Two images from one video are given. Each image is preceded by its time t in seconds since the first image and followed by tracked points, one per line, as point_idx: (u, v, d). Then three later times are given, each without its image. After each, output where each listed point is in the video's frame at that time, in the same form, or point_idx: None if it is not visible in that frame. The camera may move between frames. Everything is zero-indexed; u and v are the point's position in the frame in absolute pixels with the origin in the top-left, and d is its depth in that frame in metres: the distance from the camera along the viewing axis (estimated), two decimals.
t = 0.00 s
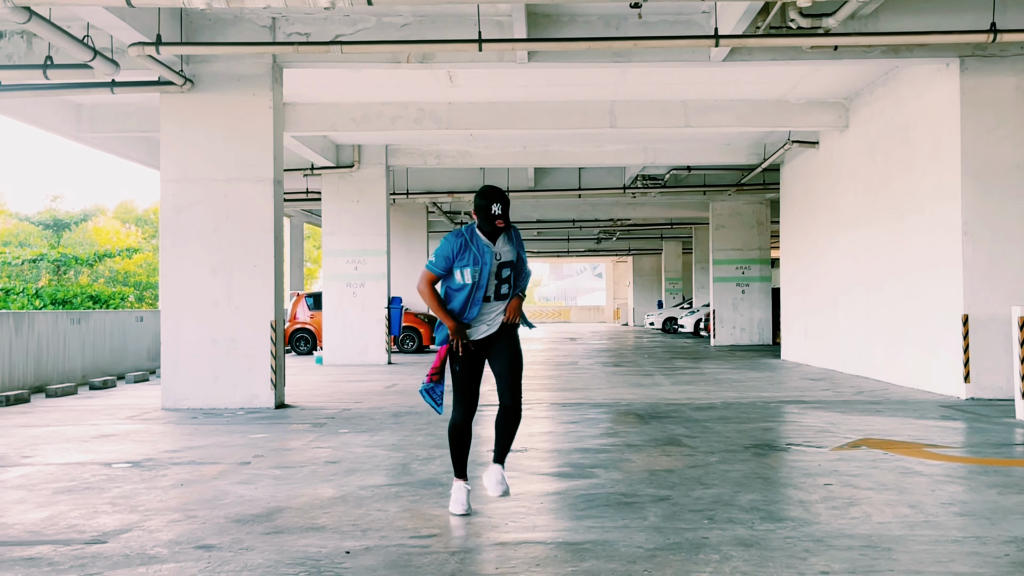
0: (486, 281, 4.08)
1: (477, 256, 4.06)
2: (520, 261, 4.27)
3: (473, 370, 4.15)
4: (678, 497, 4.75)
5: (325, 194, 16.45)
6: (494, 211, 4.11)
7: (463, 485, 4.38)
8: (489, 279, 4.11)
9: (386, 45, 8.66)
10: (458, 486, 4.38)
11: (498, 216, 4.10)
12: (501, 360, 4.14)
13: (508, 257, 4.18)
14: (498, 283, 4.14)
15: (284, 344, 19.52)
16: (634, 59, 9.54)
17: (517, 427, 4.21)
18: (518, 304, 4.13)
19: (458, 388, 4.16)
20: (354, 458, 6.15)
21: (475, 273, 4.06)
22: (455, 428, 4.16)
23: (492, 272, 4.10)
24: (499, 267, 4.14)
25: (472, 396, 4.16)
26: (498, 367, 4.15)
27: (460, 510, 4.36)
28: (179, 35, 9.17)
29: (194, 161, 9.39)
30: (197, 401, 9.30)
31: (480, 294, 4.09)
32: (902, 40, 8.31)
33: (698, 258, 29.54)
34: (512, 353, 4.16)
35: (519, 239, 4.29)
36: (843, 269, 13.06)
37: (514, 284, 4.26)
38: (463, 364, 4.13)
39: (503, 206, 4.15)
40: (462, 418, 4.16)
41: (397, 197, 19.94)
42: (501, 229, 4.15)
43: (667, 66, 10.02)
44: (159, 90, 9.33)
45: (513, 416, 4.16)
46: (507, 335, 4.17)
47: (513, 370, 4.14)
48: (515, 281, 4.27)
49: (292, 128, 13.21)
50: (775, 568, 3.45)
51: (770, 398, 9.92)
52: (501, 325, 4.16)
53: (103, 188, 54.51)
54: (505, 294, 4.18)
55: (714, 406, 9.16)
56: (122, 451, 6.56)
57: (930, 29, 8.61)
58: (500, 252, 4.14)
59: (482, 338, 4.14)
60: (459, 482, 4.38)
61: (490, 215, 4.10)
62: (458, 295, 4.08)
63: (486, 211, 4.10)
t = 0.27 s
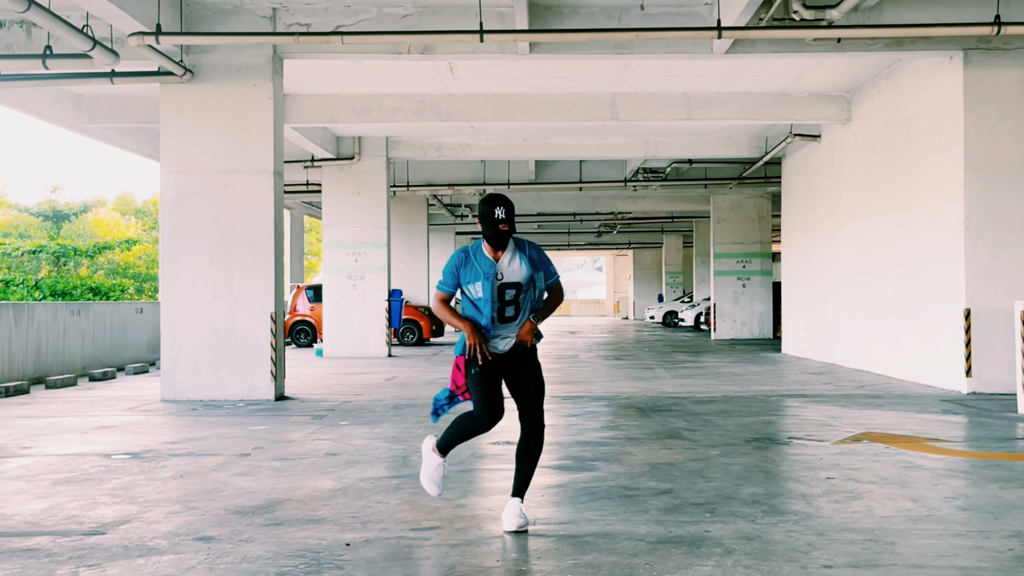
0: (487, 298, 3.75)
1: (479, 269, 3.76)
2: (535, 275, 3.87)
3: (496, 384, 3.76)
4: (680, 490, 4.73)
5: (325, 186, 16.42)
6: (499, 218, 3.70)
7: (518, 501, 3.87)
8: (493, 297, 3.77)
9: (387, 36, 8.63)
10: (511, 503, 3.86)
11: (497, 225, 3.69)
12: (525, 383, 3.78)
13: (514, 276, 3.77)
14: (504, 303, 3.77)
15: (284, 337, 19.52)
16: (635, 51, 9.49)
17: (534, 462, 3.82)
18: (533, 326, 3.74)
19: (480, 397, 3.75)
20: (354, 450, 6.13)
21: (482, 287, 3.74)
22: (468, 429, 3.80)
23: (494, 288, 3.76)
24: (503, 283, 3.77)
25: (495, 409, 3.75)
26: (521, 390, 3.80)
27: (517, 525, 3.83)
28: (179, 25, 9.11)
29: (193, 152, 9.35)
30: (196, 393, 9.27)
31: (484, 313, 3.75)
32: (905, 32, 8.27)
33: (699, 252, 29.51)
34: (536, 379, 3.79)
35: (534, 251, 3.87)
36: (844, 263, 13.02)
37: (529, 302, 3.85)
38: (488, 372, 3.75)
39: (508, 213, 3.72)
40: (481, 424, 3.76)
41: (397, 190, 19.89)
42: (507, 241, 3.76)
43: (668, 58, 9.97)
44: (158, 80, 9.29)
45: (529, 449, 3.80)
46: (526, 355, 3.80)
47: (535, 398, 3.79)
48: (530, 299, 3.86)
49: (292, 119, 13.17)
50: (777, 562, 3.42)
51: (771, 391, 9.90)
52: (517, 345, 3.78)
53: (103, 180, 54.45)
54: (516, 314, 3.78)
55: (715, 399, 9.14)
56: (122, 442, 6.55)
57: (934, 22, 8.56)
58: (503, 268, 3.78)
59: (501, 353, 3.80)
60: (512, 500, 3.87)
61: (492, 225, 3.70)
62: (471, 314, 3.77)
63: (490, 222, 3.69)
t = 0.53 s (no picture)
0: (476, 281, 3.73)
1: (472, 252, 3.75)
2: (529, 266, 3.74)
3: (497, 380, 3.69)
4: (683, 486, 4.69)
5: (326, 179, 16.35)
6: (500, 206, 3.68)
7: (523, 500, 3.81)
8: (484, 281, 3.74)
9: (388, 27, 8.55)
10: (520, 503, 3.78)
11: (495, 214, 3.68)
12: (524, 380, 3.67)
13: (503, 262, 3.73)
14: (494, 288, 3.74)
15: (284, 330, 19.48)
16: (638, 43, 9.41)
17: (531, 464, 3.78)
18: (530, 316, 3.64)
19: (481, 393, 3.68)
20: (354, 444, 6.09)
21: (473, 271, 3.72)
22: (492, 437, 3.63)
23: (483, 273, 3.74)
24: (493, 269, 3.74)
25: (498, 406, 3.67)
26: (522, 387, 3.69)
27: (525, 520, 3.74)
28: (179, 15, 9.04)
29: (193, 143, 9.29)
30: (196, 386, 9.23)
31: (474, 298, 3.75)
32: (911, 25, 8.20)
33: (700, 247, 29.45)
34: (535, 374, 3.67)
35: (532, 242, 3.76)
36: (847, 258, 12.96)
37: (524, 293, 3.73)
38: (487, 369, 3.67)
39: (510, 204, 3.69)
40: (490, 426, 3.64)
41: (397, 183, 19.83)
42: (504, 228, 3.73)
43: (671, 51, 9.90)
44: (158, 71, 9.22)
45: (530, 446, 3.75)
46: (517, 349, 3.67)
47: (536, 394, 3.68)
48: (524, 291, 3.72)
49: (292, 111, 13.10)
50: (782, 560, 3.38)
51: (773, 386, 9.86)
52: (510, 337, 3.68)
53: (104, 172, 54.41)
54: (507, 300, 3.75)
55: (717, 394, 9.09)
56: (120, 435, 6.51)
57: (939, 15, 8.49)
58: (494, 253, 3.74)
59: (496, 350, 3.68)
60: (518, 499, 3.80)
61: (493, 214, 3.69)
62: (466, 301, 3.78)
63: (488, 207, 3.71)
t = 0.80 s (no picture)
0: (476, 289, 3.76)
1: (471, 256, 3.77)
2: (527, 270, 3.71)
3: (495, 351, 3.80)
4: (686, 484, 4.64)
5: (327, 173, 16.29)
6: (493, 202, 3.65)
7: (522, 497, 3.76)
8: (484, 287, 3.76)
9: (389, 19, 8.48)
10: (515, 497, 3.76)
11: (488, 208, 3.64)
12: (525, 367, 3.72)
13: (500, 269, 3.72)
14: (492, 295, 3.74)
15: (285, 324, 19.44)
16: (641, 37, 9.33)
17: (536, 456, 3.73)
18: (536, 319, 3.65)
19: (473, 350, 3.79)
20: (355, 439, 6.05)
21: (473, 276, 3.75)
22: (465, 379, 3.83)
23: (481, 279, 3.75)
24: (490, 276, 3.74)
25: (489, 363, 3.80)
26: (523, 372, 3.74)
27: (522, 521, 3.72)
28: (179, 8, 8.98)
29: (193, 136, 9.23)
30: (196, 381, 9.20)
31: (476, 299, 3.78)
32: (917, 19, 8.13)
33: (702, 242, 29.39)
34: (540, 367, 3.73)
35: (530, 243, 3.71)
36: (850, 254, 12.91)
37: (524, 298, 3.73)
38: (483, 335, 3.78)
39: (507, 192, 3.66)
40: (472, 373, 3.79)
41: (399, 178, 19.80)
42: (500, 229, 3.71)
43: (674, 44, 9.82)
44: (158, 64, 9.16)
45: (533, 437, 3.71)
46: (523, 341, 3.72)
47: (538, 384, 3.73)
48: (525, 295, 3.72)
49: (293, 105, 13.04)
50: (787, 559, 3.33)
51: (775, 383, 9.81)
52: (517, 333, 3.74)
53: (105, 166, 54.33)
54: (507, 306, 3.75)
55: (720, 391, 9.04)
56: (120, 430, 6.46)
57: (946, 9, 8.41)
58: (491, 260, 3.73)
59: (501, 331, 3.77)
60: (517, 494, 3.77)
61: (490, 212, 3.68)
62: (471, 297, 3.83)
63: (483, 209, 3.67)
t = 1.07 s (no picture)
0: (489, 268, 3.84)
1: (481, 237, 3.85)
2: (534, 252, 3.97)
3: (485, 370, 3.95)
4: (690, 484, 4.60)
5: (328, 169, 16.24)
6: (508, 189, 3.83)
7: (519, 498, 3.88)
8: (494, 266, 3.85)
9: (391, 15, 8.42)
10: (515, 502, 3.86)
11: (499, 195, 3.83)
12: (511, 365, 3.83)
13: (516, 247, 3.88)
14: (505, 274, 3.86)
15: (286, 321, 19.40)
16: (644, 33, 9.26)
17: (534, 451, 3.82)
18: (533, 303, 3.80)
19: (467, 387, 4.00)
20: (356, 438, 6.01)
21: (484, 257, 3.82)
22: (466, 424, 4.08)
23: (495, 258, 3.84)
24: (504, 255, 3.86)
25: (484, 396, 4.01)
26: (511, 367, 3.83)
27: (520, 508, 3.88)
28: (179, 2, 8.92)
29: (194, 132, 9.19)
30: (196, 378, 9.16)
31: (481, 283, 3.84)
32: (921, 15, 8.08)
33: (704, 240, 29.32)
34: (528, 356, 3.84)
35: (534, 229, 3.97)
36: (853, 251, 12.85)
37: (528, 278, 3.94)
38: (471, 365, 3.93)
39: (518, 179, 3.83)
40: (472, 415, 4.05)
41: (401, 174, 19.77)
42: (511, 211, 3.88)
43: (676, 41, 9.76)
44: (159, 59, 9.11)
45: (528, 425, 3.81)
46: (513, 342, 3.83)
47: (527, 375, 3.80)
48: (529, 276, 3.95)
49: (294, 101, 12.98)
50: (794, 561, 3.29)
51: (778, 381, 9.77)
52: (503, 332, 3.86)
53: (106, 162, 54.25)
54: (513, 287, 3.88)
55: (722, 389, 9.00)
56: (119, 428, 6.43)
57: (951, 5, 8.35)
58: (506, 238, 3.87)
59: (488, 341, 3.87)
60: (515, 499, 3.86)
61: (502, 193, 3.83)
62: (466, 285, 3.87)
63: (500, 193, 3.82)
